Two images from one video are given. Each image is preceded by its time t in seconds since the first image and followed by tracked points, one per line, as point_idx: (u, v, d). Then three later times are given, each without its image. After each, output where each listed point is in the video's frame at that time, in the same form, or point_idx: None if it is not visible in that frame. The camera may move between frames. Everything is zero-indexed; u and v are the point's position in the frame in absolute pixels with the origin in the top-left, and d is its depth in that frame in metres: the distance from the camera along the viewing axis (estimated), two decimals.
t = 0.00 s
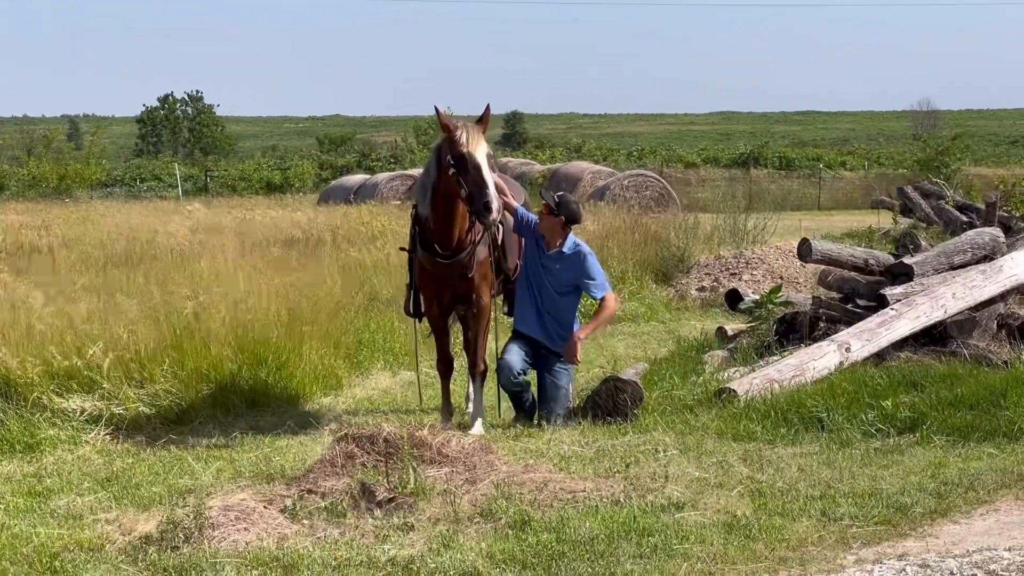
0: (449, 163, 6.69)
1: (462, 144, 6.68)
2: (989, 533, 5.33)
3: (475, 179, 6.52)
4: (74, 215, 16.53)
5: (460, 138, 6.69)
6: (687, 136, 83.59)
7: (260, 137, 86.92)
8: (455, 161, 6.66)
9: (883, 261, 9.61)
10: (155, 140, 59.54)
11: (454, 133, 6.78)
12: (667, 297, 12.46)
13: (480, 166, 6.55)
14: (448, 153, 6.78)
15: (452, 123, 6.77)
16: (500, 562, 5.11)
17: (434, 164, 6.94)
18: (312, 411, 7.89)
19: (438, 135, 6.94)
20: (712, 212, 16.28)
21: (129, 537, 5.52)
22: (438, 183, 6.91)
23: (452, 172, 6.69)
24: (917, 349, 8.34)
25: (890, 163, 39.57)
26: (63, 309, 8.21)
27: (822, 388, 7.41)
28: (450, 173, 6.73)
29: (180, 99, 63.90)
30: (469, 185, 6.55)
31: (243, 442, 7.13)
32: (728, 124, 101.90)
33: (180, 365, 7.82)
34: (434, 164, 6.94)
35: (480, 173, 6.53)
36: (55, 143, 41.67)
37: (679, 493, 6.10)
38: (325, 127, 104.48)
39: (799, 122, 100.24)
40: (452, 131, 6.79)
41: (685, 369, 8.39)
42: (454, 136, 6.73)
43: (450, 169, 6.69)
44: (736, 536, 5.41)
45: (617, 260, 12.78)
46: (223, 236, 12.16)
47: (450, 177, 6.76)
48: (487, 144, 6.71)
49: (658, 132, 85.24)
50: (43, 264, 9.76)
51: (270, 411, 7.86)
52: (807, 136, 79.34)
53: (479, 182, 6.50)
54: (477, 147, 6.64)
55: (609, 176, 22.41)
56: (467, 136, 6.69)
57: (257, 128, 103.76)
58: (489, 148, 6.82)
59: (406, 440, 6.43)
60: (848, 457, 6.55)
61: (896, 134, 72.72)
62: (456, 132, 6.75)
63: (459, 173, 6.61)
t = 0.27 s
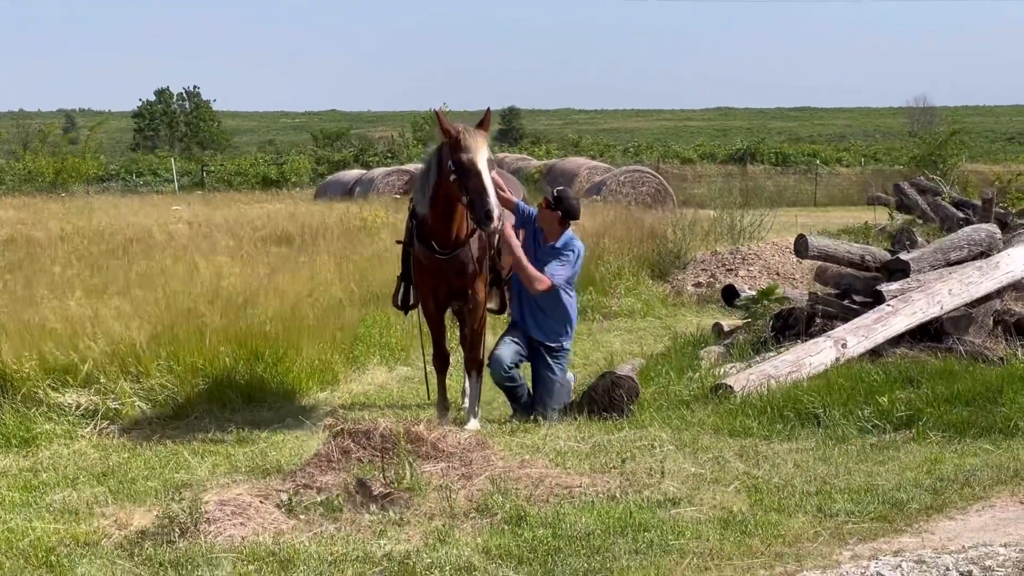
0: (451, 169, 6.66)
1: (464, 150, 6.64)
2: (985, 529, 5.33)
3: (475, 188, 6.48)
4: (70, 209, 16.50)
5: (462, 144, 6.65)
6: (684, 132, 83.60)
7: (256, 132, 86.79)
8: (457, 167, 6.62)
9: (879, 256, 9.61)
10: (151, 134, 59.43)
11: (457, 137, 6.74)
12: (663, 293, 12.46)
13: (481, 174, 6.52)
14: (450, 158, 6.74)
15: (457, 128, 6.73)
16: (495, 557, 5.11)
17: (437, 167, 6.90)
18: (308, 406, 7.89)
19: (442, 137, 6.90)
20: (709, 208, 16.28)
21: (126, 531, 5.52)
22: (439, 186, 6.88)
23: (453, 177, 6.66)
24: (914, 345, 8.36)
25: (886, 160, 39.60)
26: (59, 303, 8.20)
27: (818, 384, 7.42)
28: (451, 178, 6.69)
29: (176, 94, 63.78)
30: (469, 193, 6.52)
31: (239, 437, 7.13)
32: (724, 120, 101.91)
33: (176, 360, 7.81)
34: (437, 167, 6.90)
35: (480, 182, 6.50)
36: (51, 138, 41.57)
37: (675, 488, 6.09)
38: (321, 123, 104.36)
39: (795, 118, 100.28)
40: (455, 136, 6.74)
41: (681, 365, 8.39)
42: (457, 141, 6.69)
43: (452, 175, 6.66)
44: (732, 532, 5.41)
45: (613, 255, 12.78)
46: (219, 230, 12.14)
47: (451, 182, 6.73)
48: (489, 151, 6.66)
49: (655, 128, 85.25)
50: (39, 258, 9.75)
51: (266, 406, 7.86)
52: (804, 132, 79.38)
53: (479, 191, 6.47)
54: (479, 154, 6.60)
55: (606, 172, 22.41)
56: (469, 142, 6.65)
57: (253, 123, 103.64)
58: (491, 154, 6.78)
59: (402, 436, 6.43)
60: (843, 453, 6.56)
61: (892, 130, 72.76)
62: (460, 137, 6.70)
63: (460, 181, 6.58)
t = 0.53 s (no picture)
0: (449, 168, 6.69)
1: (463, 150, 6.66)
2: (978, 526, 5.34)
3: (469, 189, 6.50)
4: (64, 204, 16.46)
5: (463, 143, 6.67)
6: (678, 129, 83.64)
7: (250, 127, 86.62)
8: (454, 167, 6.65)
9: (873, 253, 9.61)
10: (144, 129, 59.27)
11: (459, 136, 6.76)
12: (657, 289, 12.47)
13: (476, 175, 6.54)
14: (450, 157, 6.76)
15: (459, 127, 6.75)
16: (489, 552, 5.12)
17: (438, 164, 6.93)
18: (302, 402, 7.88)
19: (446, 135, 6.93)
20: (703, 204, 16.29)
21: (120, 526, 5.51)
22: (439, 183, 6.91)
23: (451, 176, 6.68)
24: (907, 342, 8.37)
25: (880, 156, 39.66)
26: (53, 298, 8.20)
27: (812, 381, 7.43)
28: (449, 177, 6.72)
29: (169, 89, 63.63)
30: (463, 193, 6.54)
31: (233, 432, 7.12)
32: (718, 117, 101.98)
33: (171, 355, 7.80)
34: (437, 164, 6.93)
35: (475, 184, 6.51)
36: (43, 133, 41.43)
37: (670, 484, 6.10)
38: (315, 118, 104.22)
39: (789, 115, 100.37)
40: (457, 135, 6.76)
41: (674, 361, 8.39)
42: (458, 140, 6.72)
43: (449, 174, 6.69)
44: (726, 528, 5.41)
45: (607, 252, 12.78)
46: (212, 226, 12.11)
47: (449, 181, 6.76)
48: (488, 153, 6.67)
49: (648, 125, 85.29)
50: (33, 252, 9.73)
51: (260, 401, 7.85)
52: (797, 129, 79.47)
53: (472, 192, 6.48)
54: (477, 155, 6.61)
55: (600, 168, 22.41)
56: (469, 142, 6.66)
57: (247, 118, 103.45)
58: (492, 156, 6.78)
59: (397, 431, 6.43)
60: (837, 450, 6.57)
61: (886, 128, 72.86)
62: (461, 136, 6.72)
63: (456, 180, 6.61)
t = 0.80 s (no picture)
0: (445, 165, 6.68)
1: (459, 148, 6.65)
2: (971, 524, 5.35)
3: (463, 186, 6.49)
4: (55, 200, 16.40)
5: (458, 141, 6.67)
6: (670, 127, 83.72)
7: (241, 124, 86.38)
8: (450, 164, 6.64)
9: (865, 251, 9.61)
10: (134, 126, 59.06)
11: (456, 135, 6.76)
12: (649, 287, 12.47)
13: (471, 173, 6.53)
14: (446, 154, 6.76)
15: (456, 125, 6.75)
16: (482, 549, 5.10)
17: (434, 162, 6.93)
18: (294, 399, 7.85)
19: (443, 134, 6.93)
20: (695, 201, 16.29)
21: (112, 523, 5.48)
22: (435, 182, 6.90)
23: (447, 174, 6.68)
24: (900, 340, 8.38)
25: (871, 154, 39.74)
26: (44, 295, 8.14)
27: (804, 378, 7.43)
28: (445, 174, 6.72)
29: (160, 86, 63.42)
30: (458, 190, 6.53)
31: (225, 429, 7.09)
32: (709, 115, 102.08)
33: (163, 352, 7.76)
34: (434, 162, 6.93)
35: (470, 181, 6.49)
36: (34, 129, 41.25)
37: (662, 482, 6.10)
38: (306, 115, 104.04)
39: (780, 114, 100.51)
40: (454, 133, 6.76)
41: (667, 359, 8.39)
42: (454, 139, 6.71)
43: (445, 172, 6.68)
44: (719, 526, 5.41)
45: (600, 249, 12.78)
46: (204, 223, 12.07)
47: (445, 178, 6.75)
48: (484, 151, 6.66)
49: (640, 123, 85.33)
50: (24, 249, 9.67)
51: (253, 398, 7.82)
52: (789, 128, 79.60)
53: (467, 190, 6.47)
54: (473, 153, 6.60)
55: (592, 166, 22.40)
56: (465, 140, 6.66)
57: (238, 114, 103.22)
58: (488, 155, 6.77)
59: (389, 428, 6.41)
60: (830, 447, 6.57)
61: (877, 126, 73.01)
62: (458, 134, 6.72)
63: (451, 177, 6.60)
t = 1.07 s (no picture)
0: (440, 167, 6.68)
1: (454, 150, 6.65)
2: (962, 522, 5.36)
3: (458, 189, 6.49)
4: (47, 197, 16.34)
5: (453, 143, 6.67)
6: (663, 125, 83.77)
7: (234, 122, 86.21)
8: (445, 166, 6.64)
9: (857, 249, 9.60)
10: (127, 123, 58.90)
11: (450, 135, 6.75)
12: (641, 285, 12.47)
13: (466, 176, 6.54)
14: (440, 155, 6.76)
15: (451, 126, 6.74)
16: (473, 547, 5.10)
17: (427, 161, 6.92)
18: (286, 396, 7.84)
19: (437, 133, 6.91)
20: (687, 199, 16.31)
21: (104, 520, 5.46)
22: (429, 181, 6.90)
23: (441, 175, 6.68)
24: (891, 338, 8.40)
25: (862, 152, 39.80)
26: (36, 292, 8.11)
27: (795, 377, 7.44)
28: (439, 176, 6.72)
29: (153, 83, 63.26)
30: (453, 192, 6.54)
31: (216, 427, 7.07)
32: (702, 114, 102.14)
33: (155, 350, 7.74)
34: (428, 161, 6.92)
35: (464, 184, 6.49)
36: (25, 126, 41.10)
37: (654, 480, 6.10)
38: (299, 113, 103.89)
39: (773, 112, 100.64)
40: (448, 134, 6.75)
41: (659, 357, 8.39)
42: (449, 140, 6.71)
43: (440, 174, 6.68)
44: (711, 524, 5.41)
45: (592, 247, 12.78)
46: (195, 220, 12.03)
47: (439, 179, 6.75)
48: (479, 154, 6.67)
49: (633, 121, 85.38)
50: (15, 246, 9.64)
51: (244, 395, 7.80)
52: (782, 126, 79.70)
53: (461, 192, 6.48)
54: (468, 156, 6.60)
55: (584, 164, 22.41)
56: (460, 142, 6.66)
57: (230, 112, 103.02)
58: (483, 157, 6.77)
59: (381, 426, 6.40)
60: (821, 446, 6.58)
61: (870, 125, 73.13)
62: (452, 135, 6.71)
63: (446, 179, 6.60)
